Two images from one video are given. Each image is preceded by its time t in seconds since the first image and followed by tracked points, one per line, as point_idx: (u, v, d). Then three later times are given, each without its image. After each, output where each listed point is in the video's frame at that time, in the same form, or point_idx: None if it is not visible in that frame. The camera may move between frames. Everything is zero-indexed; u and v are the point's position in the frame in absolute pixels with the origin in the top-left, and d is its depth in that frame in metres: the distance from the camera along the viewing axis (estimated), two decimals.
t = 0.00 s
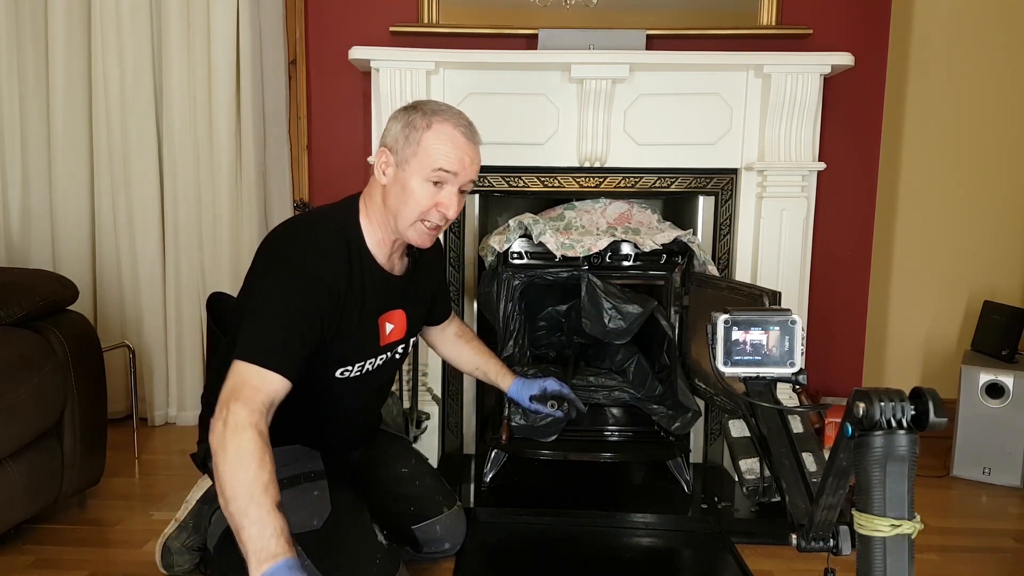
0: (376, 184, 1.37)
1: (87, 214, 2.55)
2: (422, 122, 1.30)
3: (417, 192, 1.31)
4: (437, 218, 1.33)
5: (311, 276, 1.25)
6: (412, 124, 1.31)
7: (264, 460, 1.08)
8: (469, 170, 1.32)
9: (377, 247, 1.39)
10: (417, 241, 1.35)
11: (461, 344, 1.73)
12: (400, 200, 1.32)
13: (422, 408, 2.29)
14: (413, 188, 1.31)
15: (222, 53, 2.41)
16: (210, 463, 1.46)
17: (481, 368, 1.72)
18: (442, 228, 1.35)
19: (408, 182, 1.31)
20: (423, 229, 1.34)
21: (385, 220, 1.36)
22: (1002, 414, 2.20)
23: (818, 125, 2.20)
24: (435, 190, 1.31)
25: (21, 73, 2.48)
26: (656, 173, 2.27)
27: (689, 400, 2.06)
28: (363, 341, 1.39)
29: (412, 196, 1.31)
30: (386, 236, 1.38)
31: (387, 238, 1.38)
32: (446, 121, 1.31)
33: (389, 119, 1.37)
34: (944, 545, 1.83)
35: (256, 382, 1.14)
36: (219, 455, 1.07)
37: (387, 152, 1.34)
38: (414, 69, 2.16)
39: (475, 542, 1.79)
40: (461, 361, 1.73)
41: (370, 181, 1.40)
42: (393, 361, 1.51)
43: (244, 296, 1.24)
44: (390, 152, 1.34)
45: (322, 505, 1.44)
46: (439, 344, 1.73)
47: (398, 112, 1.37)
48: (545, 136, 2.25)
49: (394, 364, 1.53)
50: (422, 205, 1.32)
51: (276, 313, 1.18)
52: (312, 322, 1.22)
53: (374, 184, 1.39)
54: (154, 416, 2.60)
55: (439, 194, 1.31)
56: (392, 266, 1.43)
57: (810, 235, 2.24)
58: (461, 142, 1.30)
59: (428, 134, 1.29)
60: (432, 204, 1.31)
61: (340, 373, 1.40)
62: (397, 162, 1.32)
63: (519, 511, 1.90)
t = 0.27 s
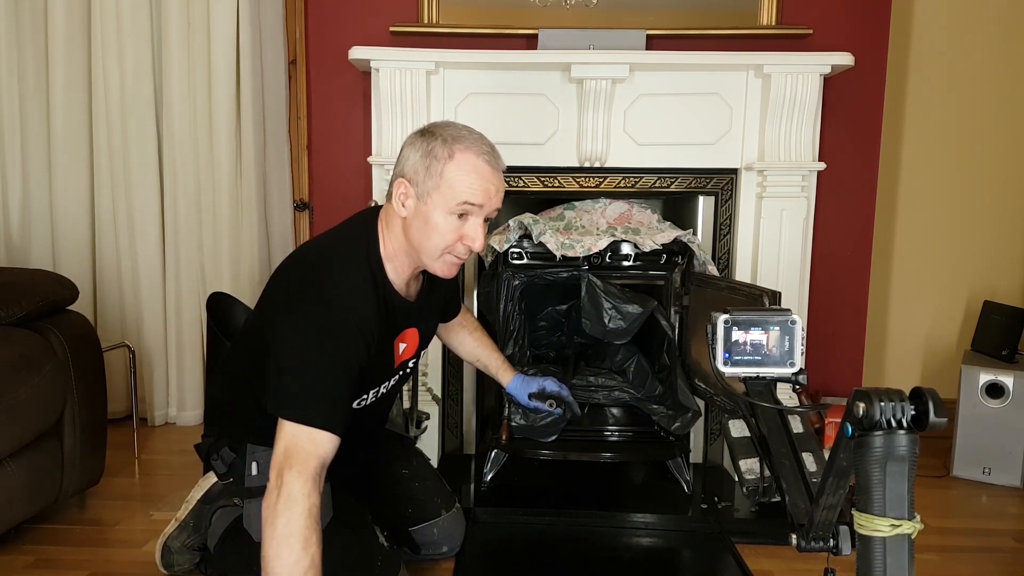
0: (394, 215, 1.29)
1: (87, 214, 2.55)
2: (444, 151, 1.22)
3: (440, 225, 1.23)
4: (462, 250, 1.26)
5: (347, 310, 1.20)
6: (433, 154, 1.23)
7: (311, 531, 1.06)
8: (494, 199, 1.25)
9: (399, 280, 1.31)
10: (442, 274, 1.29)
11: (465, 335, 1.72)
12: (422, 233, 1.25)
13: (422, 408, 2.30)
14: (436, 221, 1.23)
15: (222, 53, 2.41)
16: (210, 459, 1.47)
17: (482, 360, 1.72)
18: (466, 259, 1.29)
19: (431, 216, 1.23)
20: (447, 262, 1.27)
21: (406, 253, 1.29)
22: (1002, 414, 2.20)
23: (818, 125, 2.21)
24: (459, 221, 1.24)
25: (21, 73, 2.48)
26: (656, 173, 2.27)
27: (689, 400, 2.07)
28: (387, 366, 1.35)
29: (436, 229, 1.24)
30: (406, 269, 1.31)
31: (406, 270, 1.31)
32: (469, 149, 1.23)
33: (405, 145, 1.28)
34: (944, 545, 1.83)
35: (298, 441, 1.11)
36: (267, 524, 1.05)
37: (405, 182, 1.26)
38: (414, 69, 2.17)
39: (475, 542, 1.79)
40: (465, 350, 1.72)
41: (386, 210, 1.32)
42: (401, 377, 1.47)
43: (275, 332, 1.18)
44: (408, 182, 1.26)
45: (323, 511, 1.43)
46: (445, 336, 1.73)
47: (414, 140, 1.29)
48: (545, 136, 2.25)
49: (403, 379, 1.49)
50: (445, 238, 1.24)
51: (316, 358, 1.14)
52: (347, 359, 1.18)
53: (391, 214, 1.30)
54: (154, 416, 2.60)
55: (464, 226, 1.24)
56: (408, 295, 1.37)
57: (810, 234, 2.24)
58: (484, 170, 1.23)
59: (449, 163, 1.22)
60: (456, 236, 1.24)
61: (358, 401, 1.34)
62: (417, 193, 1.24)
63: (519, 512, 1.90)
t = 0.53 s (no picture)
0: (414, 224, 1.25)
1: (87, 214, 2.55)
2: (481, 177, 1.19)
3: (468, 248, 1.23)
4: (481, 265, 1.28)
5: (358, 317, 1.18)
6: (469, 178, 1.19)
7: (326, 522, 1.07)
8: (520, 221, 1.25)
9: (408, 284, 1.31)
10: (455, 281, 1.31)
11: (468, 337, 1.72)
12: (447, 253, 1.24)
13: (422, 408, 2.31)
14: (464, 244, 1.22)
15: (222, 52, 2.41)
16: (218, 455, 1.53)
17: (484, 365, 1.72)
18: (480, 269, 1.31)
19: (459, 237, 1.22)
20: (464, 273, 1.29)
21: (422, 261, 1.28)
22: (1002, 414, 2.20)
23: (818, 125, 2.21)
24: (486, 243, 1.24)
25: (21, 73, 2.47)
26: (656, 173, 2.27)
27: (689, 400, 2.07)
28: (396, 367, 1.36)
29: (463, 251, 1.23)
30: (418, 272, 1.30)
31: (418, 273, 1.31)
32: (504, 174, 1.20)
33: (433, 155, 1.22)
34: (944, 545, 1.83)
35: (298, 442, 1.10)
36: (281, 529, 1.06)
37: (433, 201, 1.21)
38: (414, 69, 2.17)
39: (475, 542, 1.79)
40: (468, 353, 1.72)
41: (402, 215, 1.27)
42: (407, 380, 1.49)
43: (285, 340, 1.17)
44: (438, 201, 1.21)
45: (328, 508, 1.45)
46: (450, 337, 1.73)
47: (443, 152, 1.22)
48: (545, 136, 2.25)
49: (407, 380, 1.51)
50: (469, 258, 1.25)
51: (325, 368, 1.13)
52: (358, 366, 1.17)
53: (409, 220, 1.26)
54: (154, 416, 2.60)
55: (489, 247, 1.24)
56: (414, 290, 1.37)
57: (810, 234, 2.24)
58: (518, 198, 1.21)
59: (487, 191, 1.19)
60: (479, 256, 1.25)
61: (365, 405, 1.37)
62: (447, 216, 1.21)
63: (519, 512, 1.90)
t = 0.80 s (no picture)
0: (415, 197, 1.30)
1: (87, 214, 2.55)
2: (487, 152, 1.25)
3: (472, 219, 1.30)
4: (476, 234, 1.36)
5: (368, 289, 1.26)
6: (475, 154, 1.25)
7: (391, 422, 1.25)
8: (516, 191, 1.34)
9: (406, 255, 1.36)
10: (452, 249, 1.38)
11: (470, 339, 1.72)
12: (452, 224, 1.31)
13: (423, 407, 2.31)
14: (470, 216, 1.29)
15: (222, 52, 2.41)
16: (222, 452, 1.50)
17: (485, 366, 1.72)
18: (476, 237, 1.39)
19: (464, 209, 1.28)
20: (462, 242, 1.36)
21: (423, 232, 1.33)
22: (1001, 414, 2.20)
23: (818, 125, 2.21)
24: (486, 214, 1.32)
25: (21, 73, 2.47)
26: (656, 173, 2.27)
27: (689, 400, 2.07)
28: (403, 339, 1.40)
29: (468, 222, 1.31)
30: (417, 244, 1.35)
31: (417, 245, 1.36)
32: (505, 149, 1.28)
33: (437, 131, 1.26)
34: (945, 545, 1.83)
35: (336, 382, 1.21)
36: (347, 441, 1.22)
37: (443, 175, 1.25)
38: (414, 69, 2.17)
39: (475, 542, 1.79)
40: (469, 355, 1.72)
41: (403, 188, 1.31)
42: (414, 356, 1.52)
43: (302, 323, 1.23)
44: (447, 176, 1.26)
45: (332, 502, 1.45)
46: (448, 336, 1.73)
47: (450, 128, 1.26)
48: (544, 136, 2.25)
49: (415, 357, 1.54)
50: (470, 228, 1.33)
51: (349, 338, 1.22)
52: (376, 330, 1.25)
53: (411, 193, 1.30)
54: (154, 416, 2.61)
55: (487, 218, 1.33)
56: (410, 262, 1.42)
57: (810, 234, 2.24)
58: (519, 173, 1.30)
59: (495, 167, 1.26)
60: (479, 227, 1.33)
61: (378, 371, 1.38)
62: (457, 190, 1.26)
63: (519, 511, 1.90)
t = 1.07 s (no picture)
0: (388, 169, 1.43)
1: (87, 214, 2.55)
2: (441, 116, 1.37)
3: (435, 183, 1.38)
4: (449, 207, 1.42)
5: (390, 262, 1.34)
6: (431, 119, 1.38)
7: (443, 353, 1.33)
8: (481, 162, 1.40)
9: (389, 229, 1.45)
10: (426, 225, 1.44)
11: (466, 339, 1.73)
12: (417, 189, 1.39)
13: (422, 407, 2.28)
14: (431, 178, 1.37)
15: (222, 52, 2.41)
16: (222, 452, 1.49)
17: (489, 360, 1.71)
18: (450, 214, 1.44)
19: (425, 171, 1.37)
20: (433, 215, 1.42)
21: (396, 204, 1.43)
22: (1001, 414, 2.20)
23: (818, 125, 2.21)
24: (450, 181, 1.39)
25: (21, 72, 2.47)
26: (656, 173, 2.27)
27: (689, 400, 2.07)
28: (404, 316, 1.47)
29: (430, 187, 1.38)
30: (394, 219, 1.44)
31: (396, 221, 1.45)
32: (463, 117, 1.39)
33: (404, 108, 1.42)
34: (945, 545, 1.83)
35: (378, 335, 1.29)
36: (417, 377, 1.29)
37: (404, 141, 1.39)
38: (414, 69, 2.17)
39: (475, 542, 1.79)
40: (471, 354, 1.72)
41: (381, 166, 1.46)
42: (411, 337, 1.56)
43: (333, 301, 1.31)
44: (408, 142, 1.39)
45: (334, 495, 1.46)
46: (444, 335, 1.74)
47: (413, 104, 1.41)
48: (544, 136, 2.25)
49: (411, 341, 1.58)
50: (436, 195, 1.39)
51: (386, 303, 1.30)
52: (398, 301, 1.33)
53: (385, 168, 1.44)
54: (154, 416, 2.61)
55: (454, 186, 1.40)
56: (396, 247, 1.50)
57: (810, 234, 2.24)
58: (476, 139, 1.39)
59: (450, 129, 1.37)
60: (445, 194, 1.39)
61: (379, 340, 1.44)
62: (416, 153, 1.38)
63: (519, 511, 1.90)
